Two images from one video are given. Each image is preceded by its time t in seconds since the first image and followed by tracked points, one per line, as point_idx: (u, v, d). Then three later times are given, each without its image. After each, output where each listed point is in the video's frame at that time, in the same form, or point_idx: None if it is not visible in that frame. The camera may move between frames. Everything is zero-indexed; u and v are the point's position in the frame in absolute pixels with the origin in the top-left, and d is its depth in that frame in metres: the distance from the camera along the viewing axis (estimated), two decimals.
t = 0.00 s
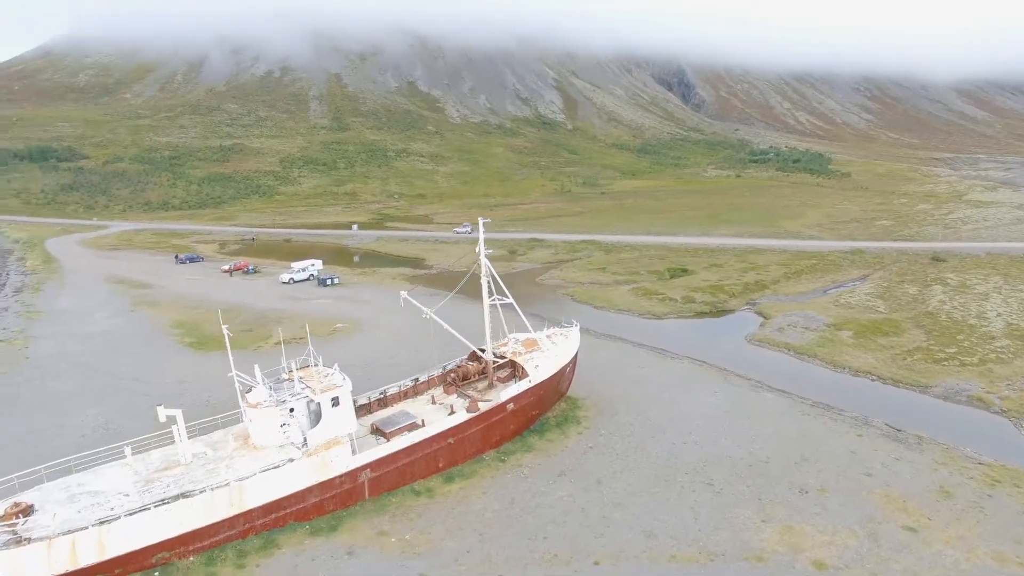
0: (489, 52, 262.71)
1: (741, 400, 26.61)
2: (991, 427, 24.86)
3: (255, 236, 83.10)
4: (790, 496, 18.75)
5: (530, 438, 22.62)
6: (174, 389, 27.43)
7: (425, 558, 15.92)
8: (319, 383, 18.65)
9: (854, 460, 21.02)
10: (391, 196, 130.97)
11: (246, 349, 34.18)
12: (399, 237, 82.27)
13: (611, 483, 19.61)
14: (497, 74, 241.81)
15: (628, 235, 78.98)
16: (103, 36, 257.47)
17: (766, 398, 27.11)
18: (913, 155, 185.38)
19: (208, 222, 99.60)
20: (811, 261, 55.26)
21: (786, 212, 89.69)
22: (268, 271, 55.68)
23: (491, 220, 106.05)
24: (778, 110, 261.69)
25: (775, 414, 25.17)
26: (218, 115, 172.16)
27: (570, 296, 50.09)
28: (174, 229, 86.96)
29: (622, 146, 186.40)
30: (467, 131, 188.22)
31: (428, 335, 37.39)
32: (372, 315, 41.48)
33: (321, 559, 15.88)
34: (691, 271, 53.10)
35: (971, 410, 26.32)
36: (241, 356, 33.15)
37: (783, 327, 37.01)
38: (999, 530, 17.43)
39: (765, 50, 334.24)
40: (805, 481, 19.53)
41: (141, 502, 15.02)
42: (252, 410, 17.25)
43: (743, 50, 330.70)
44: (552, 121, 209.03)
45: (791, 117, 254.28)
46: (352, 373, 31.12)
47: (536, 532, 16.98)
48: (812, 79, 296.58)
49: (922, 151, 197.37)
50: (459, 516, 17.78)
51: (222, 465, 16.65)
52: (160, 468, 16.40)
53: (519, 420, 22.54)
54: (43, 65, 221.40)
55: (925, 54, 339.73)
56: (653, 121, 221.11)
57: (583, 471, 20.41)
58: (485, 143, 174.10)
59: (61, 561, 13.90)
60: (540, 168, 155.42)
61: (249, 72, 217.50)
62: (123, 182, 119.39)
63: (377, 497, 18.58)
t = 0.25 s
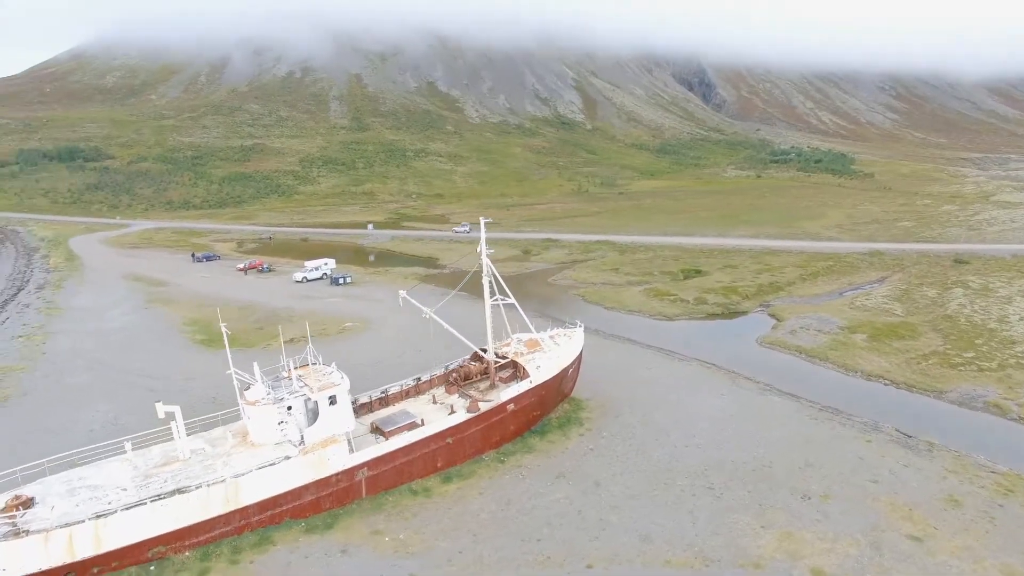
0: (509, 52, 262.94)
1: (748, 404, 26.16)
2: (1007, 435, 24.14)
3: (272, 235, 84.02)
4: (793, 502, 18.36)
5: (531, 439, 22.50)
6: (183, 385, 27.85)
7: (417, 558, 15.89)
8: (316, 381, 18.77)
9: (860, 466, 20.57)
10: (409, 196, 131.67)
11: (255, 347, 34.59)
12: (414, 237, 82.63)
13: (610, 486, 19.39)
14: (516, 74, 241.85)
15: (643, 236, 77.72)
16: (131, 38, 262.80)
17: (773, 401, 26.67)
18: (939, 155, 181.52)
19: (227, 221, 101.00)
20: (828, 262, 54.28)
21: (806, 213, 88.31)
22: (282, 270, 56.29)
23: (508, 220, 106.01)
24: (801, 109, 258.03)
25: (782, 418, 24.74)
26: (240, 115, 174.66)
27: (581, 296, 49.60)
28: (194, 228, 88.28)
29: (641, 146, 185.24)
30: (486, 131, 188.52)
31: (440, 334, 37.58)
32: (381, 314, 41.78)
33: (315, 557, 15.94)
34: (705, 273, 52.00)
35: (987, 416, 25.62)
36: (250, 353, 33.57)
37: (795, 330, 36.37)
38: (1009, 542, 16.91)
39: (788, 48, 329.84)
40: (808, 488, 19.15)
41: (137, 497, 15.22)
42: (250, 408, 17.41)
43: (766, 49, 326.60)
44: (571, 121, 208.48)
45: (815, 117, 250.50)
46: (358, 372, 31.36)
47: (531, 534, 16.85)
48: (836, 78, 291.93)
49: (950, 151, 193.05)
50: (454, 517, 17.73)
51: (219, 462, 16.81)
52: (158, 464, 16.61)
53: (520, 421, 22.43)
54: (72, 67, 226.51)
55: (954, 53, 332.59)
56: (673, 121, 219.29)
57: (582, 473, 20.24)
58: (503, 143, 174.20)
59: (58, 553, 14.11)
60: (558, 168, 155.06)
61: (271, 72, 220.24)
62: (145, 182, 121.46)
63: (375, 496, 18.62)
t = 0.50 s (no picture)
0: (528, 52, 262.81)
1: (754, 407, 25.74)
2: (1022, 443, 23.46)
3: (288, 234, 84.86)
4: (793, 508, 18.05)
5: (532, 440, 22.41)
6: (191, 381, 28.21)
7: (409, 557, 15.92)
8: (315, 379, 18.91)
9: (866, 473, 20.16)
10: (426, 195, 132.21)
11: (264, 344, 34.96)
12: (428, 237, 82.88)
13: (607, 488, 19.22)
14: (535, 74, 241.68)
15: (657, 236, 76.71)
16: (156, 40, 267.65)
17: (780, 404, 26.22)
18: (967, 155, 177.41)
19: (246, 220, 102.28)
20: (846, 264, 53.29)
21: (826, 214, 86.89)
22: (296, 269, 56.80)
23: (524, 220, 105.85)
24: (825, 109, 254.09)
25: (788, 421, 24.33)
26: (261, 116, 176.89)
27: (592, 296, 49.19)
28: (213, 227, 89.54)
29: (660, 146, 183.86)
30: (504, 131, 188.59)
31: (448, 332, 37.62)
32: (390, 312, 41.97)
33: (308, 554, 16.04)
34: (719, 274, 51.09)
35: (1003, 423, 24.91)
36: (259, 350, 33.93)
37: (808, 332, 35.74)
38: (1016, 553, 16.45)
39: (812, 47, 325.03)
40: (811, 494, 18.78)
41: (133, 491, 15.43)
42: (248, 404, 17.58)
43: (789, 48, 322.30)
44: (590, 121, 207.69)
45: (838, 116, 246.45)
46: (363, 369, 31.51)
47: (524, 536, 16.78)
48: (861, 77, 286.96)
49: (979, 151, 188.61)
50: (448, 517, 17.70)
51: (216, 458, 16.98)
52: (156, 459, 16.84)
53: (520, 421, 22.35)
54: (100, 68, 231.39)
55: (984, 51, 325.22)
56: (693, 121, 217.21)
57: (580, 475, 20.10)
58: (521, 143, 174.05)
59: (55, 545, 14.37)
60: (576, 168, 154.51)
61: (292, 73, 222.74)
62: (167, 181, 123.46)
63: (371, 494, 18.67)
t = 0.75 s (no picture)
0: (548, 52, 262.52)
1: (761, 410, 25.34)
2: None
3: (304, 233, 85.68)
4: (793, 514, 17.72)
5: (532, 441, 22.29)
6: (199, 377, 28.60)
7: (401, 556, 15.93)
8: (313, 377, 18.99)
9: (871, 479, 19.71)
10: (443, 195, 132.63)
11: (274, 341, 35.34)
12: (442, 237, 83.12)
13: (605, 491, 19.03)
14: (554, 74, 241.24)
15: (673, 237, 75.93)
16: (182, 41, 272.22)
17: (787, 407, 25.76)
18: (996, 155, 173.15)
19: (264, 219, 103.52)
20: (863, 266, 52.30)
21: (846, 215, 85.45)
22: (310, 267, 57.29)
23: (540, 220, 105.60)
24: (848, 109, 250.09)
25: (794, 425, 23.90)
26: (282, 116, 178.96)
27: (602, 296, 48.79)
28: (232, 226, 90.73)
29: (679, 146, 182.34)
30: (522, 131, 188.54)
31: (455, 331, 37.68)
32: (399, 311, 42.24)
33: (301, 550, 16.11)
34: (732, 275, 50.46)
35: (1016, 430, 24.24)
36: (268, 348, 34.35)
37: (820, 334, 35.12)
38: None
39: (836, 46, 320.14)
40: (812, 500, 18.41)
41: (130, 487, 15.63)
42: (245, 402, 17.72)
43: (812, 47, 317.81)
44: (609, 121, 206.73)
45: (862, 116, 242.39)
46: (369, 368, 31.69)
47: (517, 537, 16.69)
48: (886, 76, 281.88)
49: (1007, 151, 184.16)
50: (443, 517, 17.68)
51: (213, 454, 17.15)
52: (155, 454, 17.03)
53: (521, 423, 22.26)
54: (126, 70, 235.97)
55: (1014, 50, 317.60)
56: (713, 121, 215.05)
57: (579, 477, 19.93)
58: (539, 143, 173.81)
59: (53, 538, 14.63)
60: (593, 168, 153.85)
61: (313, 73, 225.06)
62: (189, 180, 125.45)
63: (368, 493, 18.72)
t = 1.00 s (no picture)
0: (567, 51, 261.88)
1: (767, 413, 24.94)
2: None
3: (321, 232, 86.47)
4: (794, 520, 17.38)
5: (532, 442, 22.17)
6: (208, 373, 29.00)
7: (393, 554, 15.94)
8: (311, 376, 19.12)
9: (876, 485, 19.28)
10: (460, 195, 132.95)
11: (282, 339, 35.65)
12: (457, 236, 83.32)
13: (602, 493, 18.86)
14: (573, 74, 240.56)
15: (688, 237, 75.19)
16: (206, 43, 276.49)
17: (794, 410, 25.33)
18: None
19: (283, 218, 104.65)
20: (882, 268, 51.28)
21: (867, 216, 83.91)
22: (323, 266, 57.76)
23: (555, 220, 105.28)
24: (873, 108, 245.77)
25: (800, 428, 23.49)
26: (302, 116, 180.89)
27: (613, 297, 48.45)
28: (249, 225, 91.80)
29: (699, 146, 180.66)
30: (541, 131, 188.30)
31: (462, 331, 37.73)
32: (408, 310, 42.39)
33: (296, 547, 16.21)
34: (746, 276, 49.78)
35: None
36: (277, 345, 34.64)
37: (832, 337, 34.49)
38: None
39: (861, 44, 314.88)
40: (814, 506, 18.07)
41: (127, 481, 15.85)
42: (244, 400, 17.88)
43: (836, 45, 312.95)
44: (628, 121, 205.62)
45: (887, 115, 238.04)
46: (375, 366, 31.84)
47: (511, 538, 16.61)
48: (913, 75, 276.59)
49: None
50: (437, 516, 17.67)
51: (211, 450, 17.34)
52: (155, 449, 17.29)
53: (521, 423, 22.16)
54: (151, 71, 240.21)
55: None
56: (733, 121, 212.77)
57: (577, 478, 19.79)
58: (557, 143, 173.46)
59: (51, 530, 14.89)
60: (612, 168, 153.11)
61: (333, 74, 227.12)
62: (209, 180, 127.29)
63: (365, 491, 18.79)
